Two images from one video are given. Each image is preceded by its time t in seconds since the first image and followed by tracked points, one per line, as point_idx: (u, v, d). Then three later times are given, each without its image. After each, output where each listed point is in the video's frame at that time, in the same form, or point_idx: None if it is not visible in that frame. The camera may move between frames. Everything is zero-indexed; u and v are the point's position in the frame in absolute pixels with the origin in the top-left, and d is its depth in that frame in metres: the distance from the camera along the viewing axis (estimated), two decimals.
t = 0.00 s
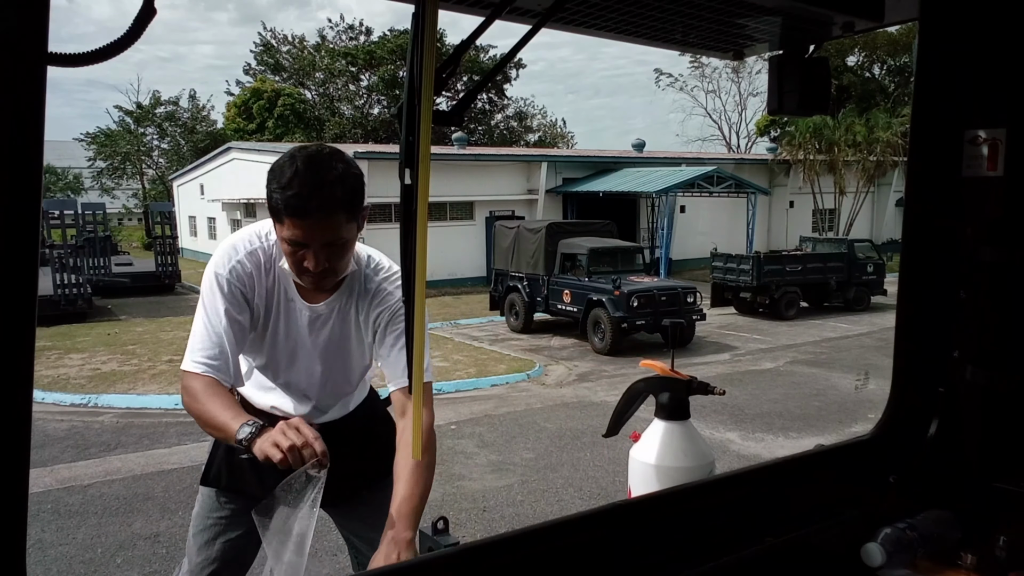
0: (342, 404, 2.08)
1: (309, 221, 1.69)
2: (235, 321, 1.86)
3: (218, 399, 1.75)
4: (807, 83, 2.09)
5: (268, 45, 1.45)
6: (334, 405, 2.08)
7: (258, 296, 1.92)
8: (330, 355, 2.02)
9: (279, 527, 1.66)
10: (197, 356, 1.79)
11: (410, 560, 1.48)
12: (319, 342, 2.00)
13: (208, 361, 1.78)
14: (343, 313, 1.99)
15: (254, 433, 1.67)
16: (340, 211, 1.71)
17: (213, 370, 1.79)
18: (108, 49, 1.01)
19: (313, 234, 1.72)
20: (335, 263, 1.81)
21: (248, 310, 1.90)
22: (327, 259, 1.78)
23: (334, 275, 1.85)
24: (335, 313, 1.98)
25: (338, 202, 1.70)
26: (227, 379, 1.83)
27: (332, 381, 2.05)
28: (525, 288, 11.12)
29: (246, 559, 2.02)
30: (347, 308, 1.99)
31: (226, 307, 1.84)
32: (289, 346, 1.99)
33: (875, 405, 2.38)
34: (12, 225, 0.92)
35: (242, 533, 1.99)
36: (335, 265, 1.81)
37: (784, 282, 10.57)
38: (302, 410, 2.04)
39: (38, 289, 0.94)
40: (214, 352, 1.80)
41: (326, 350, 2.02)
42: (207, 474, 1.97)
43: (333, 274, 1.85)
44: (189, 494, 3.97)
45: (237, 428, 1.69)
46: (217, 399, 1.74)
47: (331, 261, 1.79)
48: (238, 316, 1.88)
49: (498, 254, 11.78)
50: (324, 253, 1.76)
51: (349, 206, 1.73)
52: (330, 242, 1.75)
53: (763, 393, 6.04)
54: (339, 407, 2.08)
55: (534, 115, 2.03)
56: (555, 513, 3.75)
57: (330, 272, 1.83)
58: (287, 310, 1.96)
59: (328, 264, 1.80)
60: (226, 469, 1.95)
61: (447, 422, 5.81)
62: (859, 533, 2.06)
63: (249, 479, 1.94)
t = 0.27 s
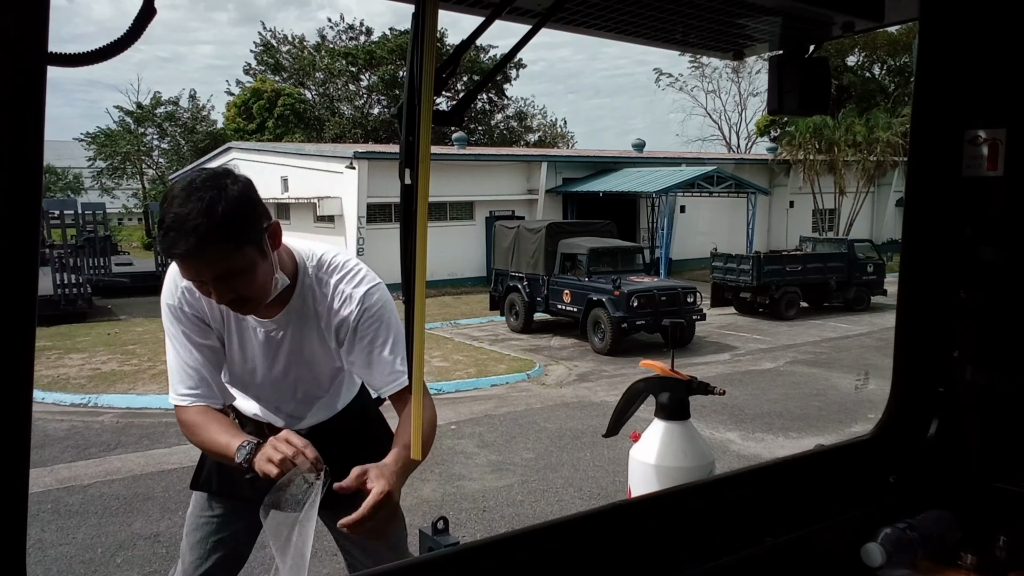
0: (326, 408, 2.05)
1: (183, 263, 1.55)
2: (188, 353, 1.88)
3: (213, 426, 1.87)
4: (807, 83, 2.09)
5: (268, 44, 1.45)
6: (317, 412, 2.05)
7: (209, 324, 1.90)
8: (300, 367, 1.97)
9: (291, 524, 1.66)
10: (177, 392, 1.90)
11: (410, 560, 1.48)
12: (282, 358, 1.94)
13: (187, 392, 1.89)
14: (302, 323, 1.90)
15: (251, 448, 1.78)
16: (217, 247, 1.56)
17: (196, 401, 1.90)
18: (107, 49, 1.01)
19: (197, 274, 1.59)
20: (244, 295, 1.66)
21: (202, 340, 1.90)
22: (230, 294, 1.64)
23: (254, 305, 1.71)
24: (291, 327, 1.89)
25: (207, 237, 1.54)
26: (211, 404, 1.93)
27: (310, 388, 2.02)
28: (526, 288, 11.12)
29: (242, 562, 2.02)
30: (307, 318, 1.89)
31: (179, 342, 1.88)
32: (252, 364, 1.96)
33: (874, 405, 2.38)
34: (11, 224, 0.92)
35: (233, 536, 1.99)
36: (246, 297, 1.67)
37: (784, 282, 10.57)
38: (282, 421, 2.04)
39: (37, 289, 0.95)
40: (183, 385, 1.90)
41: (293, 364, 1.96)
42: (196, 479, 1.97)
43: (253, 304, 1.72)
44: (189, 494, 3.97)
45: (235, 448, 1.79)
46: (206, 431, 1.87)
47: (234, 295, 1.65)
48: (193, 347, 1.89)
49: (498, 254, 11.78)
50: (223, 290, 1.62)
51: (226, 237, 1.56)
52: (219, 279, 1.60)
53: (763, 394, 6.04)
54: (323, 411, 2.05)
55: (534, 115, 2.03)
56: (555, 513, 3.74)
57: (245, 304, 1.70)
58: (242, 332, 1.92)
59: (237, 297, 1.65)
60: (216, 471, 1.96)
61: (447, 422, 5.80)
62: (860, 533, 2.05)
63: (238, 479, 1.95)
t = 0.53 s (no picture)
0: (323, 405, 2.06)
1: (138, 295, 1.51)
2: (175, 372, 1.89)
3: (226, 439, 1.88)
4: (807, 83, 2.09)
5: (268, 45, 1.45)
6: (313, 407, 2.05)
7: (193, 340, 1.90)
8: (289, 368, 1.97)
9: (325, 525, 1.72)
10: (177, 414, 1.91)
11: (409, 560, 1.48)
12: (269, 361, 1.95)
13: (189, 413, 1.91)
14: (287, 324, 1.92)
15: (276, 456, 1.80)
16: (173, 274, 1.51)
17: (199, 420, 1.91)
18: (108, 49, 1.01)
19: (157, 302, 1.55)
20: (211, 313, 1.63)
21: (187, 357, 1.91)
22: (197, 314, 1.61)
23: (224, 320, 1.69)
24: (275, 330, 1.90)
25: (158, 266, 1.49)
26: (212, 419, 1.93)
27: (303, 387, 2.02)
28: (525, 288, 11.12)
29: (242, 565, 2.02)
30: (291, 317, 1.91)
31: (164, 362, 1.89)
32: (241, 374, 1.96)
33: (874, 405, 2.38)
34: (12, 223, 0.92)
35: (234, 539, 1.99)
36: (213, 315, 1.64)
37: (784, 282, 10.57)
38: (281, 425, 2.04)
39: (37, 289, 0.95)
40: (178, 405, 1.90)
41: (281, 366, 1.96)
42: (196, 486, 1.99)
43: (224, 320, 1.69)
44: (190, 494, 3.97)
45: (258, 458, 1.81)
46: (214, 446, 1.87)
47: (199, 314, 1.62)
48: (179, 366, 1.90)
49: (498, 254, 11.77)
50: (188, 312, 1.60)
51: (179, 262, 1.51)
52: (180, 303, 1.56)
53: (762, 394, 6.04)
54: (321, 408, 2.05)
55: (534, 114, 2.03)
56: (555, 514, 3.74)
57: (213, 321, 1.67)
58: (224, 343, 1.92)
59: (204, 315, 1.63)
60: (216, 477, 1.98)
61: (447, 422, 5.79)
62: (860, 533, 2.05)
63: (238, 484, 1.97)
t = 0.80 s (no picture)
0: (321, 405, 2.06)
1: (126, 314, 1.54)
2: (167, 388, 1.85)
3: (214, 457, 1.83)
4: (807, 82, 2.09)
5: (268, 45, 1.46)
6: (313, 407, 2.05)
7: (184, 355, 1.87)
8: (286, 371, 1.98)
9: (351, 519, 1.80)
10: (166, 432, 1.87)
11: (408, 560, 1.48)
12: (266, 366, 1.95)
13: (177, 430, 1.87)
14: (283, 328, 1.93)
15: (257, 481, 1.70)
16: (160, 293, 1.55)
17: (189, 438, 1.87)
18: (108, 49, 1.01)
19: (146, 321, 1.58)
20: (199, 329, 1.67)
21: (178, 373, 1.88)
22: (185, 330, 1.64)
23: (213, 336, 1.72)
24: (270, 335, 1.91)
25: (146, 285, 1.51)
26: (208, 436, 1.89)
27: (299, 389, 2.02)
28: (525, 288, 11.11)
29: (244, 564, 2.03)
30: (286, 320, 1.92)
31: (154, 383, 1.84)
32: (236, 382, 1.94)
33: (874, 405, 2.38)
34: (12, 223, 0.92)
35: (234, 539, 2.00)
36: (202, 331, 1.67)
37: (784, 282, 10.57)
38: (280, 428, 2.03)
39: (37, 287, 0.95)
40: (174, 423, 1.86)
41: (278, 369, 1.96)
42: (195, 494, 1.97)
43: (213, 336, 1.72)
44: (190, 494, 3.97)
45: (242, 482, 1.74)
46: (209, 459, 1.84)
47: (188, 331, 1.65)
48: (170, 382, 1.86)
49: (498, 254, 11.76)
50: (177, 329, 1.63)
51: (168, 281, 1.54)
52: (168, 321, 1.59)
53: (762, 394, 6.04)
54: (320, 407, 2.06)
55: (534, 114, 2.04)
56: (555, 514, 3.74)
57: (202, 338, 1.70)
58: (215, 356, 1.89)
59: (193, 332, 1.66)
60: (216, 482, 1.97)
61: (447, 422, 5.79)
62: (861, 533, 2.05)
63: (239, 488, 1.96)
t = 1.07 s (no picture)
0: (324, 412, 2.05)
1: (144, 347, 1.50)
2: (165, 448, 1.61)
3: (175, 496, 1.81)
4: (807, 82, 2.10)
5: (268, 44, 1.46)
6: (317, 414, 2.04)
7: (184, 410, 1.73)
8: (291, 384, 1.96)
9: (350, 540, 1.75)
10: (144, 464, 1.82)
11: (408, 560, 1.48)
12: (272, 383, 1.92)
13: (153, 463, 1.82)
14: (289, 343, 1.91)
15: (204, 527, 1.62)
16: (176, 326, 1.51)
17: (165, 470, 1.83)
18: (109, 49, 1.01)
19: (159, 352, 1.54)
20: (215, 356, 1.64)
21: (180, 431, 1.67)
22: (202, 359, 1.62)
23: (228, 362, 1.70)
24: (277, 351, 1.89)
25: (162, 316, 1.48)
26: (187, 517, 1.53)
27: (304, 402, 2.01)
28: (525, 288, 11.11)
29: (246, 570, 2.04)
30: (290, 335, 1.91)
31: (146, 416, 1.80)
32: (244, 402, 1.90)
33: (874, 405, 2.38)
34: (10, 223, 0.91)
35: (239, 545, 2.01)
36: (218, 357, 1.65)
37: (784, 282, 10.57)
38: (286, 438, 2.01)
39: (37, 288, 0.95)
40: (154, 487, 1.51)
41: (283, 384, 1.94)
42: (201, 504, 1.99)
43: (227, 362, 1.69)
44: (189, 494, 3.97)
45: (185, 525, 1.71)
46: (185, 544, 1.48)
47: (205, 360, 1.62)
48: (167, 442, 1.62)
49: (498, 254, 11.76)
50: (194, 359, 1.60)
51: (183, 310, 1.52)
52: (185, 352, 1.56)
53: (762, 394, 6.04)
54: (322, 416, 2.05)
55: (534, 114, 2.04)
56: (555, 513, 3.74)
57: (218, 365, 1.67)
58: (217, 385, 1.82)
59: (209, 361, 1.63)
60: (223, 491, 1.99)
61: (447, 422, 5.79)
62: (860, 532, 2.05)
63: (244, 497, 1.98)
